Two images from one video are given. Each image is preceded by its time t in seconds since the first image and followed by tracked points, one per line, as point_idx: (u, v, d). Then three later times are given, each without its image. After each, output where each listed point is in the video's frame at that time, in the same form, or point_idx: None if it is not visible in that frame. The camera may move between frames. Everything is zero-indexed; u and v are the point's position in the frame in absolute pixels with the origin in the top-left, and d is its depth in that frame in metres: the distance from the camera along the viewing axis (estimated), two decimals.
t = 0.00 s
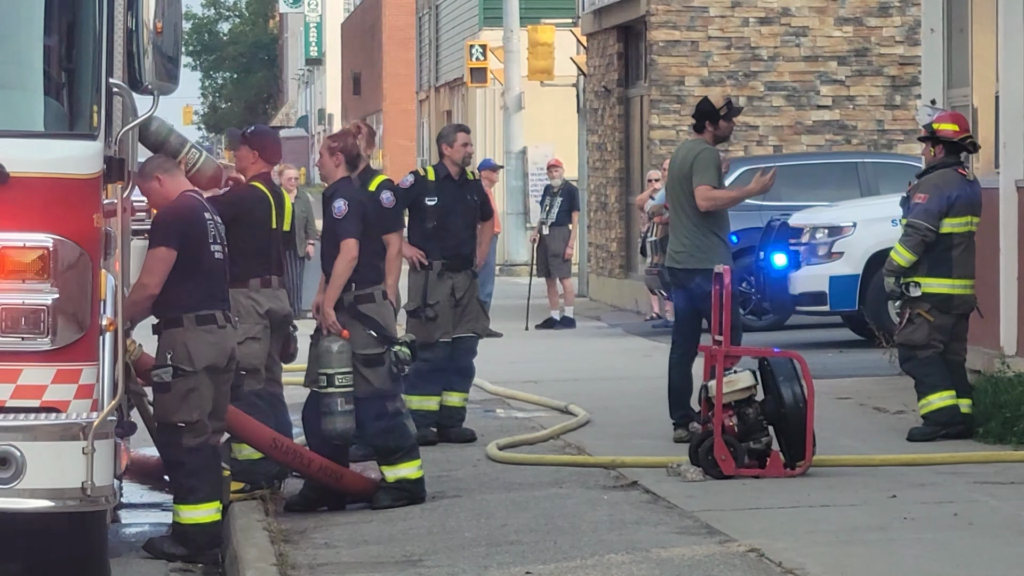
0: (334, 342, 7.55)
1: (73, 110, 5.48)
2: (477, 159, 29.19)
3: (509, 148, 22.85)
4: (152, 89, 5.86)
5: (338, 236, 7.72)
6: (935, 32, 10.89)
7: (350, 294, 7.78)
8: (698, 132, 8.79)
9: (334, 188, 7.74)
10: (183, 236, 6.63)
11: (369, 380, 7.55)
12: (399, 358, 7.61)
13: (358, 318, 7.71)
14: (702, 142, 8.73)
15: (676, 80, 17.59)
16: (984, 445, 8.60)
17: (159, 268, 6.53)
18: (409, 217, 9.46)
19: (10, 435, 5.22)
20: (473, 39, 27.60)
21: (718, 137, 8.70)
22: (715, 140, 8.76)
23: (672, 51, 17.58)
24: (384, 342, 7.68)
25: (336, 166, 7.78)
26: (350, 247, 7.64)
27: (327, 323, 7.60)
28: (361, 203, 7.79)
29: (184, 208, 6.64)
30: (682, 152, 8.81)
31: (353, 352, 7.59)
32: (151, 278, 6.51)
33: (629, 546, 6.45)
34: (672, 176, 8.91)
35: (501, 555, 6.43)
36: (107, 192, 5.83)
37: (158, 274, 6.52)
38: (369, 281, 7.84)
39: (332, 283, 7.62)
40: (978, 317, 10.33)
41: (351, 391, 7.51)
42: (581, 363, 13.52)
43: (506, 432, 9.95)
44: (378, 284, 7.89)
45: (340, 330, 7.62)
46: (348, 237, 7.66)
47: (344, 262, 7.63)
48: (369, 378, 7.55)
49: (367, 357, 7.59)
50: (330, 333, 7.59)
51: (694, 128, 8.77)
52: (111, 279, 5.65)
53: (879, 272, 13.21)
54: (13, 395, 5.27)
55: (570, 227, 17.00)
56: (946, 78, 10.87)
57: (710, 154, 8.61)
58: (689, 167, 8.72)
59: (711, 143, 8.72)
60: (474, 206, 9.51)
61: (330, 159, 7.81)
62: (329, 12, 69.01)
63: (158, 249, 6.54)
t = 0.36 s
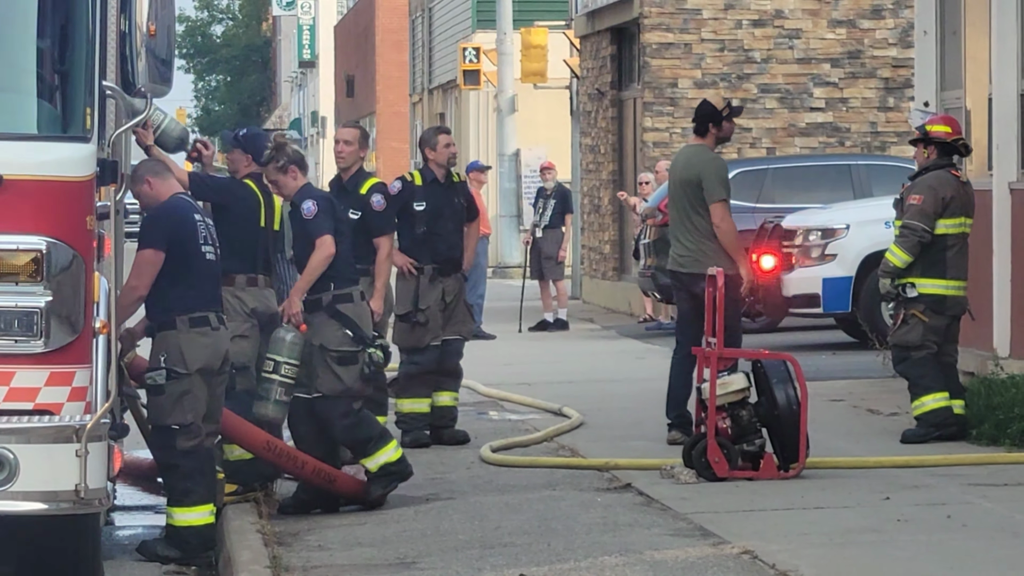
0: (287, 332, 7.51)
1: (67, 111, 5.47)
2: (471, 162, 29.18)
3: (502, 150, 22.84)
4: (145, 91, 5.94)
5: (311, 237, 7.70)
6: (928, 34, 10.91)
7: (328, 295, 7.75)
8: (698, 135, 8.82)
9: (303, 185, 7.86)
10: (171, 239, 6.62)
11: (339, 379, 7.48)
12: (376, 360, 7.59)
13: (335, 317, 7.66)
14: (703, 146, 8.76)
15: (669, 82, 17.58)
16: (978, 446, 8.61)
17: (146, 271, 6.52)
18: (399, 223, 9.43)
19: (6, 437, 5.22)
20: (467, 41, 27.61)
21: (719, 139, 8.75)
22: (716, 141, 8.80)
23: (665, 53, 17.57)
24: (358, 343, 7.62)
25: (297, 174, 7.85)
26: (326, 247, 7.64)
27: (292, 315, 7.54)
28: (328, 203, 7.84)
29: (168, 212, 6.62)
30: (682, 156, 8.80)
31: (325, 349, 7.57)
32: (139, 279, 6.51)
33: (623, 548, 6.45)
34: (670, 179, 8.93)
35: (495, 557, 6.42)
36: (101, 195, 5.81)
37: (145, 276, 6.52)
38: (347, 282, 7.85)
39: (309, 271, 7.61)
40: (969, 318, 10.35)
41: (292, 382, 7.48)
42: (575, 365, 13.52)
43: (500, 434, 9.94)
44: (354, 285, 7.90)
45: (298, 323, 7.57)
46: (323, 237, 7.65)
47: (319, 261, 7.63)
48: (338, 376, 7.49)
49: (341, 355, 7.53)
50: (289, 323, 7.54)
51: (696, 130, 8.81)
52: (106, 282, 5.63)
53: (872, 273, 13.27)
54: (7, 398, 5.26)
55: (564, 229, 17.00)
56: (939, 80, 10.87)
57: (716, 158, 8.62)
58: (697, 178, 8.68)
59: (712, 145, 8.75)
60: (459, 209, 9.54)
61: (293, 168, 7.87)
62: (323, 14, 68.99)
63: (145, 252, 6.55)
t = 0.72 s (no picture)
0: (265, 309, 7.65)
1: (59, 113, 5.46)
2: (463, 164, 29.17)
3: (494, 152, 22.83)
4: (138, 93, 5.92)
5: (303, 236, 7.84)
6: (921, 36, 10.95)
7: (315, 292, 7.96)
8: (702, 137, 8.82)
9: (278, 196, 7.86)
10: (160, 239, 6.60)
11: (299, 361, 7.51)
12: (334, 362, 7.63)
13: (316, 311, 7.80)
14: (707, 149, 8.76)
15: (661, 84, 17.58)
16: (970, 449, 8.60)
17: (135, 273, 6.50)
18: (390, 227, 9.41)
19: None
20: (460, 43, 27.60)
21: (723, 143, 8.75)
22: (717, 145, 8.81)
23: (658, 55, 17.57)
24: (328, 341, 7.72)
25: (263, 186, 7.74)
26: (320, 243, 7.78)
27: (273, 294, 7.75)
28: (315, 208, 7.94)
29: (158, 212, 6.60)
30: (687, 158, 8.81)
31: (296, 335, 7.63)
32: (127, 280, 6.48)
33: (616, 550, 6.44)
34: (672, 179, 8.97)
35: (487, 559, 6.41)
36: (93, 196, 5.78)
37: (133, 277, 6.49)
38: (335, 283, 8.01)
39: (298, 259, 7.74)
40: (964, 320, 10.34)
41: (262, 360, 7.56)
42: (567, 368, 13.51)
43: (492, 436, 9.92)
44: (344, 287, 8.07)
45: (280, 303, 7.78)
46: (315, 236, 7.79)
47: (308, 254, 7.75)
48: (298, 360, 7.51)
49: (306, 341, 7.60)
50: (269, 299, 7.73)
51: (700, 131, 8.80)
52: (98, 284, 5.60)
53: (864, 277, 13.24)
54: None
55: (557, 231, 16.99)
56: (932, 81, 10.89)
57: (720, 162, 8.64)
58: (702, 183, 8.68)
59: (715, 149, 8.77)
60: (449, 210, 9.54)
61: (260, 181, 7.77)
62: (315, 16, 68.95)
63: (134, 252, 6.51)
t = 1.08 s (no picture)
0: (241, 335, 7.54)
1: (52, 114, 5.45)
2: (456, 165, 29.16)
3: (487, 153, 22.85)
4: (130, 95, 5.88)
5: (252, 259, 7.45)
6: (913, 37, 10.95)
7: (288, 304, 7.72)
8: (693, 137, 8.84)
9: (230, 219, 7.41)
10: (151, 236, 6.58)
11: (286, 388, 7.53)
12: (320, 376, 7.52)
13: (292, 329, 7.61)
14: (697, 148, 8.78)
15: (654, 85, 17.58)
16: (963, 449, 8.60)
17: (127, 266, 6.47)
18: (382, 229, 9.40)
19: None
20: (452, 44, 27.60)
21: (712, 141, 8.77)
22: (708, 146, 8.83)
23: (650, 56, 17.56)
24: (310, 356, 7.62)
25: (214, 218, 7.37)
26: (269, 265, 7.41)
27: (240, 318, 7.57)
28: (264, 223, 7.50)
29: (142, 211, 6.59)
30: (677, 158, 8.83)
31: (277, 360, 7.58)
32: (120, 276, 6.44)
33: (608, 551, 6.44)
34: (666, 177, 8.94)
35: (479, 560, 6.40)
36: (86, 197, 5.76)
37: (126, 272, 6.46)
38: (307, 292, 7.73)
39: (255, 285, 7.45)
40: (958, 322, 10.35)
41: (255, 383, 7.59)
42: (560, 369, 13.51)
43: (485, 437, 9.92)
44: (318, 293, 7.78)
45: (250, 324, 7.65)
46: (263, 257, 7.40)
47: (264, 278, 7.44)
48: (284, 387, 7.53)
49: (289, 364, 7.56)
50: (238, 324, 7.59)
51: (691, 131, 8.82)
52: (91, 284, 5.59)
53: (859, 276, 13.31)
54: None
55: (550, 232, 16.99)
56: (924, 83, 10.91)
57: (708, 162, 8.67)
58: (686, 181, 8.71)
59: (705, 149, 8.79)
60: (440, 211, 9.54)
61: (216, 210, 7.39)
62: (308, 17, 68.93)
63: (126, 249, 6.49)
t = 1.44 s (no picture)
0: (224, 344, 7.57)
1: (44, 115, 5.44)
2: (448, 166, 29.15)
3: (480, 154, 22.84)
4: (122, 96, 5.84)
5: (237, 260, 7.45)
6: (906, 38, 10.95)
7: (265, 305, 7.69)
8: (683, 138, 8.81)
9: (211, 221, 7.44)
10: (142, 235, 6.58)
11: (265, 391, 7.48)
12: (295, 378, 7.47)
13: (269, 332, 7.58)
14: (686, 148, 8.76)
15: (646, 86, 17.58)
16: (955, 450, 8.61)
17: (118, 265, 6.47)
18: (376, 229, 9.36)
19: None
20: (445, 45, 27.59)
21: (702, 140, 8.72)
22: (700, 146, 8.80)
23: (642, 57, 17.55)
24: (287, 358, 7.56)
25: (192, 222, 7.38)
26: (255, 266, 7.40)
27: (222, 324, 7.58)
28: (245, 225, 7.52)
29: (132, 211, 6.59)
30: (666, 158, 8.84)
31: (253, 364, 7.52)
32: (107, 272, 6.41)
33: (601, 552, 6.43)
34: (658, 178, 8.94)
35: (472, 561, 6.39)
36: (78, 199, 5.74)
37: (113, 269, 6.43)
38: (286, 292, 7.76)
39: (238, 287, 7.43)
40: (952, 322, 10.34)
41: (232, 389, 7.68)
42: (553, 370, 13.50)
43: (477, 438, 9.91)
44: (294, 294, 7.80)
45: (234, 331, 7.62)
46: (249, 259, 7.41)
47: (248, 281, 7.41)
48: (263, 390, 7.48)
49: (265, 366, 7.51)
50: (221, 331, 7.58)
51: (680, 131, 8.81)
52: (83, 285, 5.57)
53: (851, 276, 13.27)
54: None
55: (542, 233, 16.98)
56: (916, 84, 10.91)
57: (695, 161, 8.65)
58: (673, 179, 8.73)
59: (695, 149, 8.75)
60: (434, 211, 9.49)
61: (192, 215, 7.40)
62: (301, 19, 68.88)
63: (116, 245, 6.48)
